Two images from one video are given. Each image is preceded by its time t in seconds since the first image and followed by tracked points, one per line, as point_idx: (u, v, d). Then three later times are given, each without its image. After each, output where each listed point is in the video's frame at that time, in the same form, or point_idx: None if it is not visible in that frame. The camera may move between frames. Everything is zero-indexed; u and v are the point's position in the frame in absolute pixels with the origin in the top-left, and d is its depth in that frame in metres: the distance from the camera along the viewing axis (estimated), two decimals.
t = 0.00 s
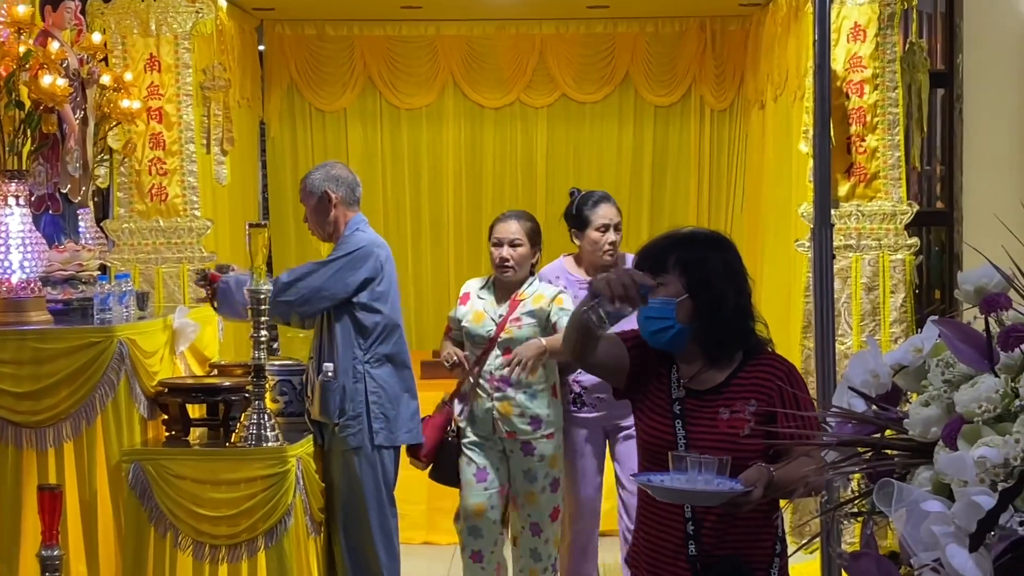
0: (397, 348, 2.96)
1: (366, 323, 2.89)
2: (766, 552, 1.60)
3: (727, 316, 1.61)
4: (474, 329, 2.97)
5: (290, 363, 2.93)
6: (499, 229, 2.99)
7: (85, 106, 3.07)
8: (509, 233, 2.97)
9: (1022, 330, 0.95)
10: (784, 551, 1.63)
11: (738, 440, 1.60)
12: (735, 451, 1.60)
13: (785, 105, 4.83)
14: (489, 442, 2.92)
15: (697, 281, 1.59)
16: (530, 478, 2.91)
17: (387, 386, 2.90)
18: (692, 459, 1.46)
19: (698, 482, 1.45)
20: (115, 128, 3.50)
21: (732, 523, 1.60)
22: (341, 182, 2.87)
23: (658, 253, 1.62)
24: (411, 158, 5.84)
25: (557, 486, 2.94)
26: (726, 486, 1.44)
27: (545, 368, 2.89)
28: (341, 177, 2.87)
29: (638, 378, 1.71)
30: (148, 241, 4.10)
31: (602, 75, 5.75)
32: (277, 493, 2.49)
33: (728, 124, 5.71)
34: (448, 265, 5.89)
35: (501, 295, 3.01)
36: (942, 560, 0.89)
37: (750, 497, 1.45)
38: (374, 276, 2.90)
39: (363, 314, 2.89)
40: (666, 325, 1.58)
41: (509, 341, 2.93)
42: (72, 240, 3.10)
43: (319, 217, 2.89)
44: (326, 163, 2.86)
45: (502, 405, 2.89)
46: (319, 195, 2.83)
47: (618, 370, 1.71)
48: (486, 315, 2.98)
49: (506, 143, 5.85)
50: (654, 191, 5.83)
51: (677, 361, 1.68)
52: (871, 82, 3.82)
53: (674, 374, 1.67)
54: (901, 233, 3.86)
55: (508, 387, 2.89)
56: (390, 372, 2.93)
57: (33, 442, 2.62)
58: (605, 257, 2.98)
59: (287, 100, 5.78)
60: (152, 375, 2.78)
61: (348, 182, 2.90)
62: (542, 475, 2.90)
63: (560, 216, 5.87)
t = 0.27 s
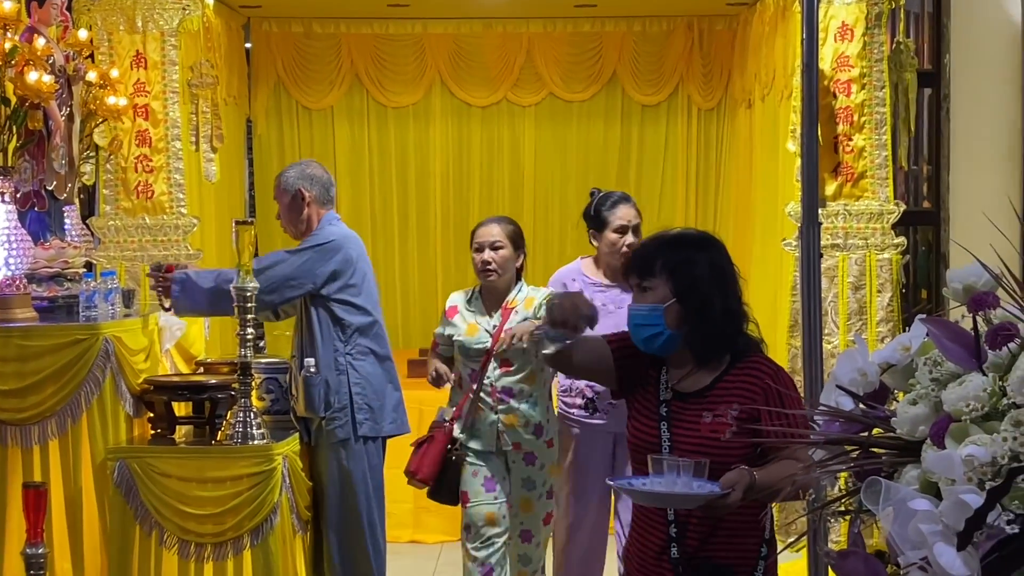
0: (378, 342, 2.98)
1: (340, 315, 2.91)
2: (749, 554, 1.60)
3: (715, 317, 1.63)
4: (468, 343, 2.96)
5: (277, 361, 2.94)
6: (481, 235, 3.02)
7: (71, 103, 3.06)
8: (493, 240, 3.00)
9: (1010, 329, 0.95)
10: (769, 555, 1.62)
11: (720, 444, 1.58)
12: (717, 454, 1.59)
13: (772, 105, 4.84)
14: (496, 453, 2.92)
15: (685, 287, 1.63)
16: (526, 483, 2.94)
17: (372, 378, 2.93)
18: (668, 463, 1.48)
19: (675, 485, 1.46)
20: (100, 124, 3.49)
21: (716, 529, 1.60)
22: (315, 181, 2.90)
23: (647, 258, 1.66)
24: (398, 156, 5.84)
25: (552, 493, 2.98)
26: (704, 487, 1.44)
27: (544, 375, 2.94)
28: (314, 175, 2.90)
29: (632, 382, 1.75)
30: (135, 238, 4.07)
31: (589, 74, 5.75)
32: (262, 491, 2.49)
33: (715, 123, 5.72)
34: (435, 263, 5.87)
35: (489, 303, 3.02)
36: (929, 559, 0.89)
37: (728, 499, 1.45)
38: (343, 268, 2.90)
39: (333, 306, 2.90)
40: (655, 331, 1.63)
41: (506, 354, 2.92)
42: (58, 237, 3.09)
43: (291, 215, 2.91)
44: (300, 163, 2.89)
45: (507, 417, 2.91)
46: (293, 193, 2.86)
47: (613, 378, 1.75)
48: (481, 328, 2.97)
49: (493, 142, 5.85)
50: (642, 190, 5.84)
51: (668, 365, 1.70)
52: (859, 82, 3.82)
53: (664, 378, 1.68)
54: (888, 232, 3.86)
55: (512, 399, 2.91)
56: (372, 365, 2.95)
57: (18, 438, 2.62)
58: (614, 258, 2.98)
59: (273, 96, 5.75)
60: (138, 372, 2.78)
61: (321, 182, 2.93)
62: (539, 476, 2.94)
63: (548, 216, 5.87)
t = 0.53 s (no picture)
0: (354, 335, 2.97)
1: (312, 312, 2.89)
2: (706, 561, 1.57)
3: (682, 317, 1.60)
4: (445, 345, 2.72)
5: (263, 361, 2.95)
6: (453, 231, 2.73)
7: (56, 101, 3.06)
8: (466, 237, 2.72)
9: (996, 330, 0.95)
10: (730, 559, 1.59)
11: (673, 443, 1.57)
12: (670, 454, 1.57)
13: (758, 105, 4.84)
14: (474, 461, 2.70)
15: (650, 287, 1.61)
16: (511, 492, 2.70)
17: (352, 372, 2.91)
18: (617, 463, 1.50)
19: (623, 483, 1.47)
20: (87, 122, 3.49)
21: (678, 532, 1.57)
22: (287, 183, 2.91)
23: (613, 262, 1.65)
24: (384, 155, 5.83)
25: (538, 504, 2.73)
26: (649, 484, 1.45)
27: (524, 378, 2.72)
28: (286, 176, 2.91)
29: (602, 382, 1.72)
30: (121, 237, 4.05)
31: (576, 73, 5.75)
32: (249, 491, 2.50)
33: (702, 123, 5.72)
34: (421, 262, 5.87)
35: (465, 299, 2.77)
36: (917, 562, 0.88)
37: (674, 497, 1.44)
38: (313, 265, 2.88)
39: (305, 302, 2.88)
40: (625, 333, 1.61)
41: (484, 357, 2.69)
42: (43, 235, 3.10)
43: (264, 217, 2.92)
44: (273, 164, 2.90)
45: (483, 422, 2.69)
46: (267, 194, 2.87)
47: (587, 384, 1.73)
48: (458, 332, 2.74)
49: (480, 141, 5.84)
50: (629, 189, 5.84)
51: (639, 365, 1.68)
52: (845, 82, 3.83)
53: (635, 376, 1.67)
54: (874, 232, 3.86)
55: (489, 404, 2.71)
56: (353, 360, 2.93)
57: (3, 438, 2.61)
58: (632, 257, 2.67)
59: (260, 94, 5.73)
60: (123, 371, 2.78)
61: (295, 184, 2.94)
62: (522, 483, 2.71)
63: (534, 215, 5.87)
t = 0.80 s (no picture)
0: (336, 330, 2.98)
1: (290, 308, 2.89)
2: (638, 553, 1.57)
3: (630, 313, 1.60)
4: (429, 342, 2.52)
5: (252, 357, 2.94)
6: (451, 227, 2.56)
7: (43, 98, 3.06)
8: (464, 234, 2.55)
9: (984, 328, 0.94)
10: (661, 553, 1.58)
11: (603, 433, 1.57)
12: (598, 445, 1.57)
13: (748, 103, 4.85)
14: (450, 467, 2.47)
15: (600, 283, 1.61)
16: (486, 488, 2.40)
17: (335, 368, 2.92)
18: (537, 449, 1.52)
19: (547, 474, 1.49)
20: (75, 119, 3.48)
21: (608, 519, 1.58)
22: (266, 182, 2.94)
23: (568, 258, 1.64)
24: (372, 153, 5.83)
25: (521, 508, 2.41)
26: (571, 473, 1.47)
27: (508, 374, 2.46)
28: (265, 176, 2.94)
29: (552, 368, 1.73)
30: (108, 234, 4.03)
31: (565, 70, 5.75)
32: (237, 488, 2.50)
33: (691, 122, 5.72)
34: (409, 260, 5.87)
35: (454, 299, 2.60)
36: (903, 559, 0.88)
37: (597, 486, 1.46)
38: (293, 264, 2.87)
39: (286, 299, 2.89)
40: (576, 328, 1.62)
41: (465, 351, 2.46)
42: (30, 232, 3.10)
43: (244, 214, 2.96)
44: (251, 164, 2.93)
45: (459, 421, 2.45)
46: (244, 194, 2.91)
47: (537, 368, 1.75)
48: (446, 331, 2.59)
49: (468, 139, 5.84)
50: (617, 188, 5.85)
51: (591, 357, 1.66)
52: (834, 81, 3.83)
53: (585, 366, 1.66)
54: (862, 231, 3.86)
55: (465, 402, 2.45)
56: (336, 356, 2.94)
57: None
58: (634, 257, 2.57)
59: (249, 90, 5.72)
60: (111, 368, 2.78)
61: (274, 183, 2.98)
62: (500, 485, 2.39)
63: (523, 213, 5.86)
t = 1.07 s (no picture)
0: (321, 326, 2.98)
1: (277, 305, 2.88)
2: (579, 536, 1.59)
3: (562, 305, 1.61)
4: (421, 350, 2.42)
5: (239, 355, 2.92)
6: (454, 223, 2.46)
7: (31, 95, 3.06)
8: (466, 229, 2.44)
9: (971, 326, 0.95)
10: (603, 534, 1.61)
11: (543, 423, 1.58)
12: (535, 432, 1.58)
13: (737, 102, 4.84)
14: (428, 477, 2.30)
15: (532, 274, 1.61)
16: (473, 508, 2.22)
17: (322, 366, 2.92)
18: (472, 438, 1.54)
19: (483, 464, 1.49)
20: (62, 116, 3.47)
21: (547, 504, 1.59)
22: (249, 181, 2.98)
23: (499, 253, 1.64)
24: (361, 150, 5.82)
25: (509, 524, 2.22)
26: (505, 467, 1.48)
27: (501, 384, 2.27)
28: (247, 174, 2.97)
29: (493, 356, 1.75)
30: (96, 231, 4.01)
31: (555, 69, 5.74)
32: (225, 486, 2.50)
33: (681, 120, 5.72)
34: (399, 257, 5.87)
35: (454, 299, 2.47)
36: (891, 556, 0.89)
37: (529, 481, 1.46)
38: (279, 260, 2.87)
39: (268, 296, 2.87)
40: (513, 323, 1.62)
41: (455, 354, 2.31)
42: (19, 229, 3.09)
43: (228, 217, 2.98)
44: (234, 163, 2.96)
45: (443, 428, 2.30)
46: (228, 192, 2.94)
47: (477, 355, 1.76)
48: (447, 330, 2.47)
49: (458, 137, 5.84)
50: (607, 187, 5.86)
51: (526, 350, 1.68)
52: (823, 79, 3.83)
53: (521, 359, 1.67)
54: (851, 229, 3.85)
55: (451, 410, 2.30)
56: (321, 353, 2.95)
57: None
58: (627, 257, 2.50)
59: (238, 87, 5.70)
60: (99, 366, 2.78)
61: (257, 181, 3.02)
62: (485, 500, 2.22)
63: (512, 211, 5.86)
